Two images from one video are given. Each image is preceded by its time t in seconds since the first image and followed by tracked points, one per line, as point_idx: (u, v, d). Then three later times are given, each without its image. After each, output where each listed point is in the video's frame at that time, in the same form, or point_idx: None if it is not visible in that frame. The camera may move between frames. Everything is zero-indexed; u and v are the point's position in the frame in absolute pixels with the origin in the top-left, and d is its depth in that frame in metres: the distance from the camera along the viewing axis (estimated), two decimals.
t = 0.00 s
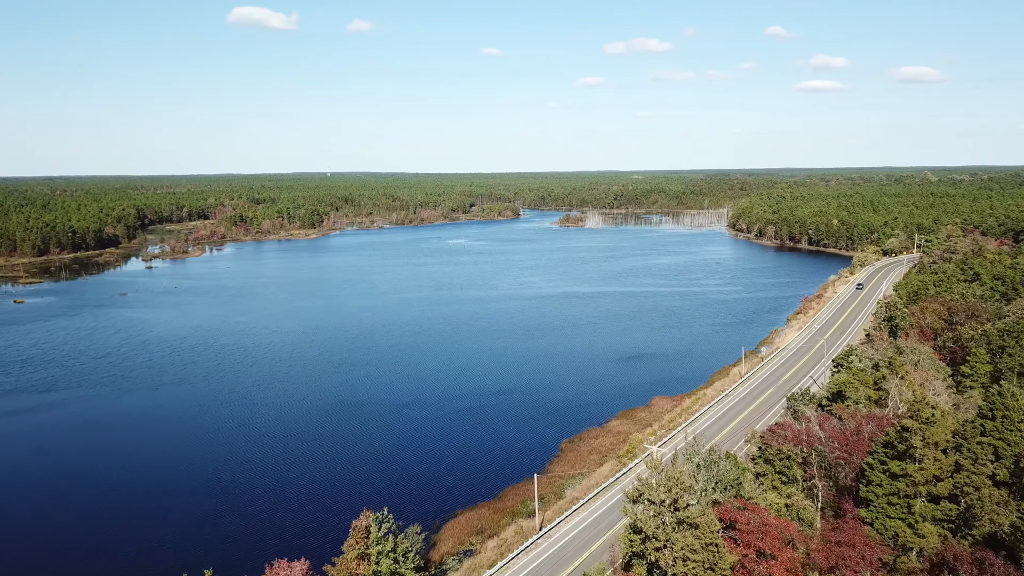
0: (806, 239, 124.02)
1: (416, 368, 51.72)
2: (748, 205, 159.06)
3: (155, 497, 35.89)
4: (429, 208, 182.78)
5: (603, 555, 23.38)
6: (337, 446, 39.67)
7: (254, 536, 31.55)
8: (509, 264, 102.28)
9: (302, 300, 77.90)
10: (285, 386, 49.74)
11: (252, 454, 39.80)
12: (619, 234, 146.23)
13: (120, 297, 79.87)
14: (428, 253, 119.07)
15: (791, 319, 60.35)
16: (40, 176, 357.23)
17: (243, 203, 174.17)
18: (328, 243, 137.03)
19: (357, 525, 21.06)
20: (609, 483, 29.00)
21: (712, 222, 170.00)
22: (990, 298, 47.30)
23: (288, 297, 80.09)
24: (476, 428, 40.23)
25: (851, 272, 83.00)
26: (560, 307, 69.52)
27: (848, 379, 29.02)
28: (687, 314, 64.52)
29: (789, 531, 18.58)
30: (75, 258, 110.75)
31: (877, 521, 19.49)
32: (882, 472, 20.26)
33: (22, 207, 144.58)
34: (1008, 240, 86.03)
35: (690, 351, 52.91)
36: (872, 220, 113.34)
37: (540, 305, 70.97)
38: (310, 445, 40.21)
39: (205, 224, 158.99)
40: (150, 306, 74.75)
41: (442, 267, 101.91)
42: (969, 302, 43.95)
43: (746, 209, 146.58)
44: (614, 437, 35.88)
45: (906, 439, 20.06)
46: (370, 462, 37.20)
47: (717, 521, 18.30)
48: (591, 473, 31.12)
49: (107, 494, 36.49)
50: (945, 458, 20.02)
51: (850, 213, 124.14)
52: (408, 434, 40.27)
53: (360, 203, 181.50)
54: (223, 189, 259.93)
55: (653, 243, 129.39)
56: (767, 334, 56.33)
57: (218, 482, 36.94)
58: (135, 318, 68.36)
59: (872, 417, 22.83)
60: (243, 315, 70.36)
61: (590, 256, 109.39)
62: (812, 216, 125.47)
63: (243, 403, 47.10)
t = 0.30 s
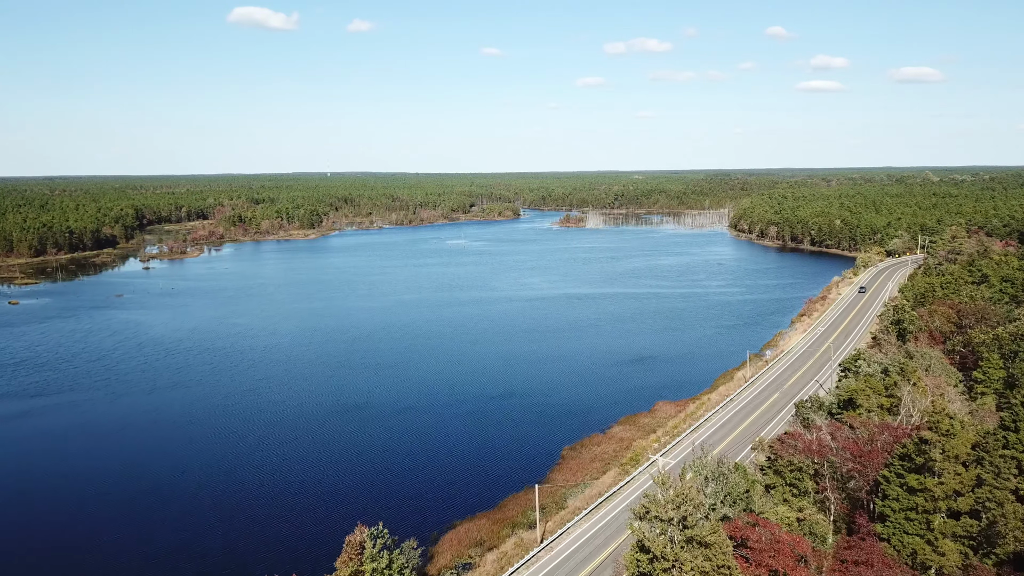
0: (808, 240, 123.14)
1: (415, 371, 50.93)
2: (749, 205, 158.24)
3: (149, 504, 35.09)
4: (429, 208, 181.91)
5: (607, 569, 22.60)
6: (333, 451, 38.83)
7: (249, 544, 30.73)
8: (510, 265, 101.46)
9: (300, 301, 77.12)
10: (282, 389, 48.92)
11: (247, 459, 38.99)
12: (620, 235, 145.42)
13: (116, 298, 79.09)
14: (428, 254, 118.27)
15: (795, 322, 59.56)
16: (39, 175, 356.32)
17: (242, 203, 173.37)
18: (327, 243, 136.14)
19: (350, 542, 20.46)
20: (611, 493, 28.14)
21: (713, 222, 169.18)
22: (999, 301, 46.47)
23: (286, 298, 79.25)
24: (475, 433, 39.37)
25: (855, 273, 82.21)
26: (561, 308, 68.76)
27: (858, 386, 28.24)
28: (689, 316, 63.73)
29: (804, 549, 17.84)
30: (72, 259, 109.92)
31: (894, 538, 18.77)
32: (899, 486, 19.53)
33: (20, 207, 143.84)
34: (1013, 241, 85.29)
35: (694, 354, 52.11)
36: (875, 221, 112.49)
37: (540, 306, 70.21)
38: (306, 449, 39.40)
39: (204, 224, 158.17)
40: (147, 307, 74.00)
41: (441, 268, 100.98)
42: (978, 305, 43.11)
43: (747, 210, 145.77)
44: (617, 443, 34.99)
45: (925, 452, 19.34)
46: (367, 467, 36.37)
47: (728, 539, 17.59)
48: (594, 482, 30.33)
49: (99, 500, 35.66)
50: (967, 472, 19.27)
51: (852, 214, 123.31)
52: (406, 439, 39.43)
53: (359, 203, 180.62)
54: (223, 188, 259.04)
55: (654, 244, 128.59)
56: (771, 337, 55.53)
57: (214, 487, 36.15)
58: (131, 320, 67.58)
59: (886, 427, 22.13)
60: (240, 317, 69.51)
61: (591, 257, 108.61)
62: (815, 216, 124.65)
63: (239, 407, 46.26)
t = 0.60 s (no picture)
0: (811, 241, 122.28)
1: (413, 374, 50.15)
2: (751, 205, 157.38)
3: (141, 511, 34.28)
4: (429, 208, 181.06)
5: None
6: (330, 457, 37.99)
7: (242, 553, 29.92)
8: (510, 266, 100.71)
9: (298, 303, 76.41)
10: (278, 393, 48.08)
11: (242, 465, 38.20)
12: (621, 235, 144.61)
13: (113, 299, 78.34)
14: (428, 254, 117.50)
15: (799, 324, 58.80)
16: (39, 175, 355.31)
17: (240, 203, 172.55)
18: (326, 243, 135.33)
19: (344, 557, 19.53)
20: (614, 503, 27.37)
21: (714, 222, 168.36)
22: (1008, 304, 45.66)
23: (284, 300, 78.46)
24: (475, 438, 38.52)
25: (858, 275, 81.42)
26: (561, 310, 68.04)
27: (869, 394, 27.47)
28: (691, 318, 62.97)
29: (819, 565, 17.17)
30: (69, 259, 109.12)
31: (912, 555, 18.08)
32: (917, 501, 18.86)
33: (18, 207, 143.07)
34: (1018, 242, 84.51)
35: (697, 356, 51.36)
36: (878, 221, 111.65)
37: (540, 308, 69.47)
38: (302, 455, 38.57)
39: (203, 224, 157.37)
40: (144, 308, 73.28)
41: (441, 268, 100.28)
42: (987, 308, 42.29)
43: (749, 210, 144.95)
44: (620, 450, 34.17)
45: (944, 466, 18.60)
46: (365, 474, 35.56)
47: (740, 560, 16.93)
48: (596, 491, 29.61)
49: (90, 507, 34.82)
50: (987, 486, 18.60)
51: (855, 214, 122.48)
52: (404, 444, 38.64)
53: (359, 203, 179.77)
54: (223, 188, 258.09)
55: (655, 244, 127.80)
56: (775, 340, 54.77)
57: (207, 494, 35.32)
58: (127, 322, 66.84)
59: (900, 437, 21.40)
60: (236, 319, 68.69)
61: (592, 258, 107.81)
62: (817, 216, 123.89)
63: (234, 412, 45.41)
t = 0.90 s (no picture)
0: (808, 241, 121.65)
1: (407, 377, 49.39)
2: (747, 204, 156.79)
3: (129, 515, 33.53)
4: (424, 208, 180.17)
5: None
6: (322, 462, 37.15)
7: (232, 560, 29.07)
8: (506, 266, 99.93)
9: (291, 304, 75.60)
10: (270, 397, 47.18)
11: (233, 470, 37.32)
12: (618, 235, 143.89)
13: (103, 301, 77.40)
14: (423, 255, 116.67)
15: (799, 325, 58.10)
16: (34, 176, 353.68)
17: (235, 203, 171.46)
18: (321, 244, 134.26)
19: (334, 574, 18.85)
20: (613, 513, 26.62)
21: (711, 222, 167.78)
22: (1012, 306, 44.95)
23: (277, 301, 77.53)
24: (470, 443, 37.67)
25: (857, 275, 80.76)
26: (558, 311, 67.30)
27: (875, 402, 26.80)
28: (689, 319, 62.27)
29: None
30: (60, 260, 108.05)
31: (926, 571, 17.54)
32: (932, 515, 18.30)
33: (10, 207, 141.94)
34: (1017, 241, 84.07)
35: (695, 359, 50.66)
36: (876, 221, 111.06)
37: (536, 309, 68.73)
38: (294, 461, 37.70)
39: (197, 224, 156.35)
40: (135, 310, 72.41)
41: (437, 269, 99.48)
42: (991, 310, 41.57)
43: (746, 210, 144.29)
44: (618, 457, 33.39)
45: (962, 481, 17.96)
46: (358, 479, 34.85)
47: None
48: (595, 500, 28.89)
49: (76, 512, 34.03)
50: (1006, 501, 18.01)
51: (852, 214, 121.90)
52: (399, 449, 37.81)
53: (354, 203, 178.79)
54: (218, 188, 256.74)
55: (652, 244, 127.08)
56: (774, 342, 54.08)
57: (196, 500, 34.44)
58: (117, 323, 65.95)
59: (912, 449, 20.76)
60: (229, 321, 67.74)
61: (588, 258, 107.04)
62: (814, 216, 123.25)
63: (225, 416, 44.51)
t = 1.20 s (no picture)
0: (800, 241, 121.26)
1: (396, 381, 48.47)
2: (739, 204, 156.38)
3: (110, 524, 32.50)
4: (414, 207, 179.02)
5: None
6: (309, 469, 36.22)
7: (216, 571, 28.11)
8: (497, 266, 99.06)
9: (280, 306, 74.51)
10: (255, 402, 46.15)
11: (217, 477, 36.33)
12: (609, 235, 143.25)
13: (87, 303, 76.04)
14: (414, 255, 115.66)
15: (793, 327, 57.46)
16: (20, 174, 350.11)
17: (223, 203, 169.79)
18: (310, 244, 132.97)
19: None
20: (607, 524, 25.84)
21: (702, 222, 167.32)
22: (1009, 306, 44.29)
23: (265, 303, 76.42)
24: (461, 449, 36.79)
25: (849, 275, 80.23)
26: (549, 313, 66.46)
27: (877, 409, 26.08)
28: (683, 321, 61.55)
29: None
30: (44, 260, 106.46)
31: None
32: (942, 532, 17.63)
33: None
34: (1010, 241, 83.93)
35: (689, 361, 49.92)
36: (868, 221, 110.72)
37: (528, 310, 67.89)
38: (278, 468, 36.70)
39: (185, 224, 154.72)
40: (119, 312, 71.17)
41: (427, 270, 98.53)
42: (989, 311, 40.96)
43: (737, 209, 143.85)
44: (612, 465, 32.56)
45: (973, 495, 17.42)
46: (346, 486, 33.94)
47: None
48: (588, 510, 28.12)
49: (54, 520, 32.95)
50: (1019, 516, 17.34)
51: (844, 213, 121.58)
52: (387, 455, 36.89)
53: (344, 203, 177.45)
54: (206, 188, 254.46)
55: (643, 244, 126.46)
56: (768, 344, 53.41)
57: (178, 509, 33.42)
58: (101, 326, 64.70)
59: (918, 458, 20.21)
60: (215, 323, 66.60)
61: (580, 258, 106.26)
62: (806, 216, 122.90)
63: (208, 421, 43.44)
